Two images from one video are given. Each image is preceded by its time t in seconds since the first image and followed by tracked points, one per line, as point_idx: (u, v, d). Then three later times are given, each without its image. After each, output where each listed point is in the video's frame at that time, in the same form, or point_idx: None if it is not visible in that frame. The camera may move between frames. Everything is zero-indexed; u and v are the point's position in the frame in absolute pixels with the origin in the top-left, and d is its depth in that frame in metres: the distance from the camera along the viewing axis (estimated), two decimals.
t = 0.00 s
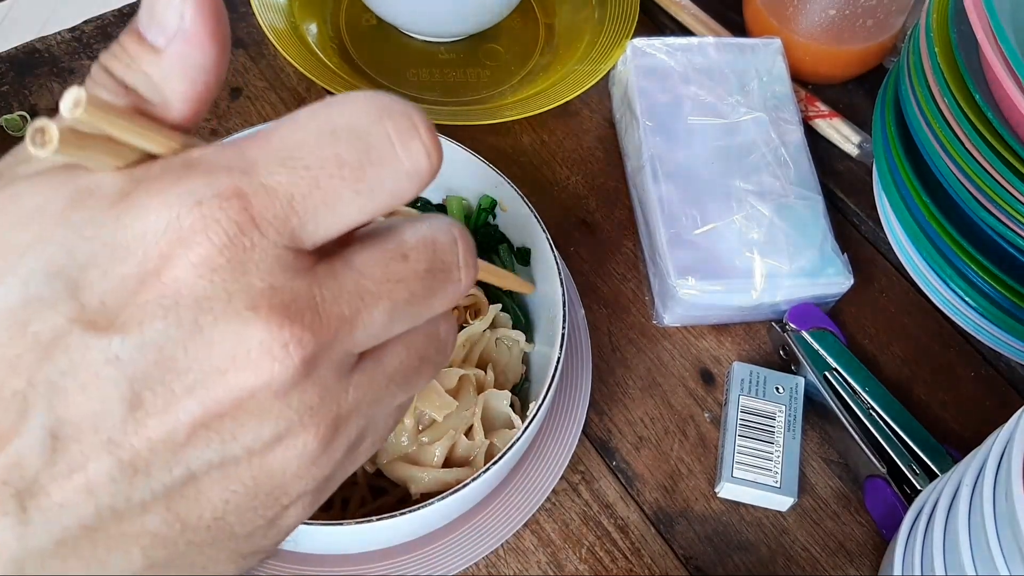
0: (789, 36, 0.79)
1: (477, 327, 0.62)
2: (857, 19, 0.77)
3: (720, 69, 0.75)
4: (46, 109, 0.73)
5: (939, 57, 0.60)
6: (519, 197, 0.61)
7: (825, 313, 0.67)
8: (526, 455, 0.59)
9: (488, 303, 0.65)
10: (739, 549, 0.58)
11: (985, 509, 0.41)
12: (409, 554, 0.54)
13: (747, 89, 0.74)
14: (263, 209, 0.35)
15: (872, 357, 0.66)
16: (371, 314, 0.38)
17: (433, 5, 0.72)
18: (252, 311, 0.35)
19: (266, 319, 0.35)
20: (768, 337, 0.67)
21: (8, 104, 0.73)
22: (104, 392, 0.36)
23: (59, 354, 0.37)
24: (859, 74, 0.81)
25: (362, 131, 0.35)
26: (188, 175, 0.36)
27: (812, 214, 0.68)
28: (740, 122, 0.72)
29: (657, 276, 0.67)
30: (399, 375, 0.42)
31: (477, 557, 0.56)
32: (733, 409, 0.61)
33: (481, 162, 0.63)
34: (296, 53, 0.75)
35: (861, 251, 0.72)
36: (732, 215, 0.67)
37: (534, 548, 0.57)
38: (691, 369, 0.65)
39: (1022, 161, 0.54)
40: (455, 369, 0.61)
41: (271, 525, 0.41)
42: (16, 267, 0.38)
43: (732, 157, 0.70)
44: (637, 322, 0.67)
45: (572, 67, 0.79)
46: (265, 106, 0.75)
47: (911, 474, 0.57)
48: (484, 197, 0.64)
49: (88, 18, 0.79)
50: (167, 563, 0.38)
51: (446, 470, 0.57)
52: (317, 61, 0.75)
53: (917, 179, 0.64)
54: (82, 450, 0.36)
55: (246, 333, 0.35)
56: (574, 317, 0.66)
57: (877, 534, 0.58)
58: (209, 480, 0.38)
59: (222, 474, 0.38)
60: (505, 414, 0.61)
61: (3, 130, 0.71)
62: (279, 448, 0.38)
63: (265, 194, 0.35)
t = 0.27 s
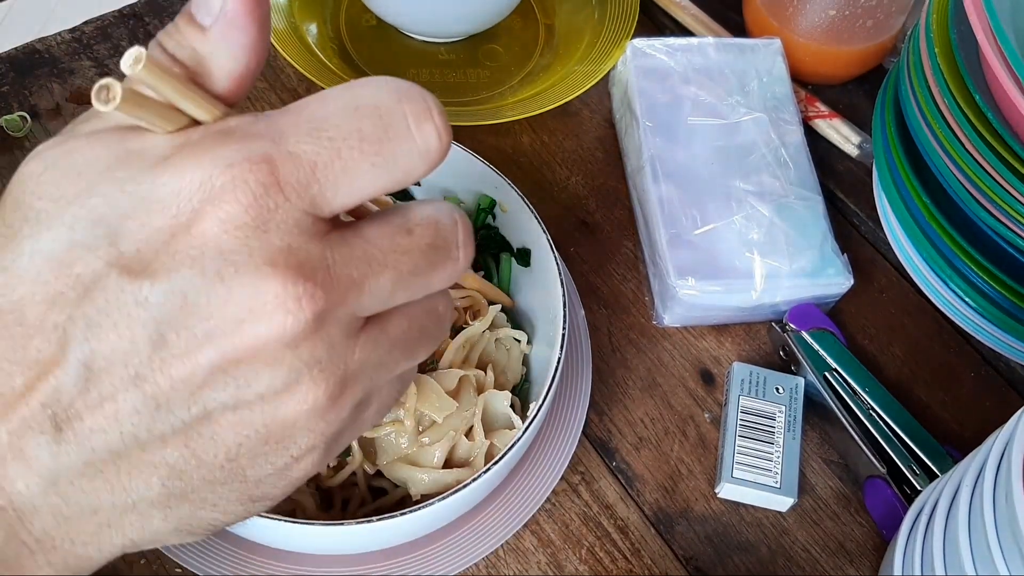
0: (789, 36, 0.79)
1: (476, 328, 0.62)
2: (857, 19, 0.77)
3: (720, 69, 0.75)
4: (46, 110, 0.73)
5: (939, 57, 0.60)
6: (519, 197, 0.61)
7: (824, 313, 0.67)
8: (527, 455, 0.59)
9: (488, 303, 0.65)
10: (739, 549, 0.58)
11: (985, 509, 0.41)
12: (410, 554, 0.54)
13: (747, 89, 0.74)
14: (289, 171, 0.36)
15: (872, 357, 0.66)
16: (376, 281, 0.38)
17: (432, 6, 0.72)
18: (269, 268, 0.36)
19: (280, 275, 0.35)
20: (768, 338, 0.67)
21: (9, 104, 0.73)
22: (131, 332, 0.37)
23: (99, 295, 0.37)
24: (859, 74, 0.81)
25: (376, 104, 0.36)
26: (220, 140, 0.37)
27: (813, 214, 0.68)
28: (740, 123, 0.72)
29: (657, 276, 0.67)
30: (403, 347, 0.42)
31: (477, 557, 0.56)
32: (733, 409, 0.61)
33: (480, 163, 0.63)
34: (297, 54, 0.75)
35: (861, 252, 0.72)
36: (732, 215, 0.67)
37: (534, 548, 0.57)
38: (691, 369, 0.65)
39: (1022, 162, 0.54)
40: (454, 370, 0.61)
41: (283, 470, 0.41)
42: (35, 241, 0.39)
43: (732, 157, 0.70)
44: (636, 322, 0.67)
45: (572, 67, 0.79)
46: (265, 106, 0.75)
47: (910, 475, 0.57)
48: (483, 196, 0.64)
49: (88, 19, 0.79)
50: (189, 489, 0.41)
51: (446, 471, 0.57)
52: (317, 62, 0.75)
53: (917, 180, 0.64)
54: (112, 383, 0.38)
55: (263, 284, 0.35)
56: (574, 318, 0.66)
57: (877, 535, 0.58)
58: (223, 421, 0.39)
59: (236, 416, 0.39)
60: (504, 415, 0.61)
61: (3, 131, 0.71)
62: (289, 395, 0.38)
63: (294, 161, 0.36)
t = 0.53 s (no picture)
0: (789, 36, 0.79)
1: (474, 331, 0.62)
2: (857, 19, 0.77)
3: (720, 69, 0.75)
4: (46, 110, 0.73)
5: (939, 57, 0.60)
6: (519, 197, 0.61)
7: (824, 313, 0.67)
8: (527, 455, 0.59)
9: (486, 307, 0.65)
10: (739, 548, 0.58)
11: (985, 508, 0.41)
12: (410, 553, 0.54)
13: (747, 89, 0.74)
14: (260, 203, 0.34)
15: (872, 357, 0.66)
16: (354, 303, 0.36)
17: (432, 6, 0.72)
18: (242, 312, 0.34)
19: (251, 321, 0.34)
20: (768, 337, 0.67)
21: (8, 105, 0.73)
22: (125, 375, 0.36)
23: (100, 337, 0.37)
24: (859, 74, 0.81)
25: (334, 118, 0.33)
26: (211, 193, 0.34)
27: (813, 214, 0.68)
28: (740, 123, 0.72)
29: (657, 276, 0.67)
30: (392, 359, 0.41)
31: (478, 557, 0.56)
32: (733, 409, 0.61)
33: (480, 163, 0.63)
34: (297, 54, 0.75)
35: (861, 251, 0.72)
36: (732, 215, 0.67)
37: (534, 548, 0.57)
38: (691, 369, 0.65)
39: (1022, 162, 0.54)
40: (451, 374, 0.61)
41: (302, 492, 0.41)
42: (50, 281, 0.38)
43: (732, 157, 0.70)
44: (636, 322, 0.67)
45: (572, 67, 0.79)
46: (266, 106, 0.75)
47: (910, 474, 0.57)
48: (473, 187, 0.65)
49: (88, 19, 0.79)
50: (211, 523, 0.41)
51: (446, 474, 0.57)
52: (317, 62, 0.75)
53: (917, 180, 0.64)
54: (118, 422, 0.37)
55: (239, 338, 0.34)
56: (574, 318, 0.66)
57: (877, 534, 0.58)
58: (229, 459, 0.38)
59: (242, 455, 0.38)
60: (503, 416, 0.61)
61: (3, 131, 0.71)
62: (291, 432, 0.37)
63: (259, 181, 0.33)
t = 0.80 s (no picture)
0: (788, 36, 0.79)
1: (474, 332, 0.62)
2: (857, 19, 0.77)
3: (720, 69, 0.75)
4: (45, 110, 0.73)
5: (938, 57, 0.60)
6: (518, 197, 0.61)
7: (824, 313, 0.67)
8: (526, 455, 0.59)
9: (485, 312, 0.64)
10: (739, 549, 0.58)
11: (985, 509, 0.41)
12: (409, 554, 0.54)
13: (747, 89, 0.74)
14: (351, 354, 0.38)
15: (872, 357, 0.66)
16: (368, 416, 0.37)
17: (432, 6, 0.72)
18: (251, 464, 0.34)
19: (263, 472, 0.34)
20: (768, 337, 0.67)
21: (8, 104, 0.73)
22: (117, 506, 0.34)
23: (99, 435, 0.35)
24: (859, 74, 0.81)
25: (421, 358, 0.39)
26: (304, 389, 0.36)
27: (812, 214, 0.68)
28: (740, 123, 0.72)
29: (657, 276, 0.67)
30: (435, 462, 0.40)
31: (478, 557, 0.56)
32: (733, 409, 0.61)
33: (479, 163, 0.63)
34: (297, 54, 0.75)
35: (861, 251, 0.72)
36: (732, 216, 0.67)
37: (534, 548, 0.57)
38: (691, 369, 0.65)
39: (1022, 162, 0.54)
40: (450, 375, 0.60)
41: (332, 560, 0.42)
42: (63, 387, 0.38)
43: (732, 157, 0.70)
44: (636, 322, 0.67)
45: (571, 68, 0.79)
46: (266, 106, 0.75)
47: (910, 474, 0.57)
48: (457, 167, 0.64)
49: (88, 20, 0.79)
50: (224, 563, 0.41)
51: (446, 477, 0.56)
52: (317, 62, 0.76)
53: (917, 180, 0.64)
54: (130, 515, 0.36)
55: (307, 566, 0.33)
56: (574, 319, 0.66)
57: (877, 534, 0.58)
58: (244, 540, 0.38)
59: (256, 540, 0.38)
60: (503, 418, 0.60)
61: (3, 131, 0.71)
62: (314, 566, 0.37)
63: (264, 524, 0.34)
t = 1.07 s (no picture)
0: (788, 36, 0.79)
1: (475, 332, 0.62)
2: (857, 18, 0.77)
3: (720, 69, 0.75)
4: (45, 110, 0.73)
5: (938, 57, 0.60)
6: (518, 197, 0.61)
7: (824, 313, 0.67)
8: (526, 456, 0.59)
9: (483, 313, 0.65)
10: (739, 549, 0.58)
11: (985, 509, 0.41)
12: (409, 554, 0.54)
13: (747, 89, 0.74)
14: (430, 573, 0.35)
15: (872, 357, 0.66)
16: None
17: (431, 6, 0.72)
18: None
19: None
20: (768, 337, 0.67)
21: (7, 104, 0.73)
22: None
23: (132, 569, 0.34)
24: (859, 74, 0.81)
25: None
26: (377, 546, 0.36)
27: (812, 214, 0.68)
28: (740, 123, 0.72)
29: (657, 276, 0.67)
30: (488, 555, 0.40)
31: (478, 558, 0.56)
32: (733, 409, 0.61)
33: (479, 163, 0.63)
34: (296, 54, 0.75)
35: (861, 251, 0.72)
36: (732, 216, 0.67)
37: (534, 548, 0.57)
38: (691, 369, 0.65)
39: (1022, 162, 0.54)
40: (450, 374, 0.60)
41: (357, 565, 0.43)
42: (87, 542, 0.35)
43: (732, 157, 0.70)
44: (636, 323, 0.67)
45: (571, 67, 0.79)
46: (265, 106, 0.75)
47: (910, 474, 0.57)
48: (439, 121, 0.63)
49: (88, 19, 0.79)
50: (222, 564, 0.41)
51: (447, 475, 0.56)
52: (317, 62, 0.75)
53: (917, 179, 0.64)
54: None
55: None
56: (574, 319, 0.66)
57: (877, 534, 0.58)
58: None
59: None
60: (503, 416, 0.61)
61: (3, 131, 0.71)
62: None
63: None
